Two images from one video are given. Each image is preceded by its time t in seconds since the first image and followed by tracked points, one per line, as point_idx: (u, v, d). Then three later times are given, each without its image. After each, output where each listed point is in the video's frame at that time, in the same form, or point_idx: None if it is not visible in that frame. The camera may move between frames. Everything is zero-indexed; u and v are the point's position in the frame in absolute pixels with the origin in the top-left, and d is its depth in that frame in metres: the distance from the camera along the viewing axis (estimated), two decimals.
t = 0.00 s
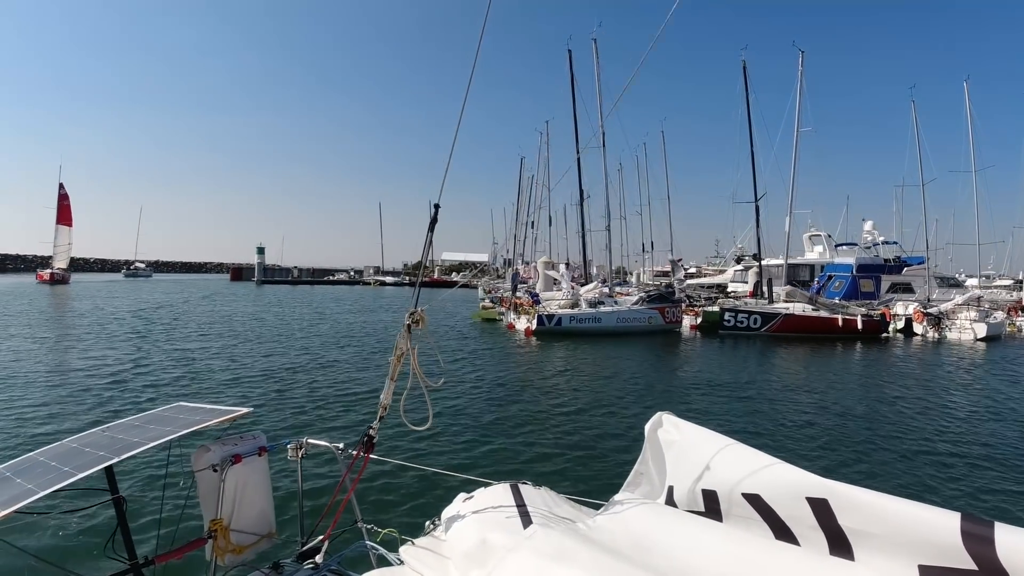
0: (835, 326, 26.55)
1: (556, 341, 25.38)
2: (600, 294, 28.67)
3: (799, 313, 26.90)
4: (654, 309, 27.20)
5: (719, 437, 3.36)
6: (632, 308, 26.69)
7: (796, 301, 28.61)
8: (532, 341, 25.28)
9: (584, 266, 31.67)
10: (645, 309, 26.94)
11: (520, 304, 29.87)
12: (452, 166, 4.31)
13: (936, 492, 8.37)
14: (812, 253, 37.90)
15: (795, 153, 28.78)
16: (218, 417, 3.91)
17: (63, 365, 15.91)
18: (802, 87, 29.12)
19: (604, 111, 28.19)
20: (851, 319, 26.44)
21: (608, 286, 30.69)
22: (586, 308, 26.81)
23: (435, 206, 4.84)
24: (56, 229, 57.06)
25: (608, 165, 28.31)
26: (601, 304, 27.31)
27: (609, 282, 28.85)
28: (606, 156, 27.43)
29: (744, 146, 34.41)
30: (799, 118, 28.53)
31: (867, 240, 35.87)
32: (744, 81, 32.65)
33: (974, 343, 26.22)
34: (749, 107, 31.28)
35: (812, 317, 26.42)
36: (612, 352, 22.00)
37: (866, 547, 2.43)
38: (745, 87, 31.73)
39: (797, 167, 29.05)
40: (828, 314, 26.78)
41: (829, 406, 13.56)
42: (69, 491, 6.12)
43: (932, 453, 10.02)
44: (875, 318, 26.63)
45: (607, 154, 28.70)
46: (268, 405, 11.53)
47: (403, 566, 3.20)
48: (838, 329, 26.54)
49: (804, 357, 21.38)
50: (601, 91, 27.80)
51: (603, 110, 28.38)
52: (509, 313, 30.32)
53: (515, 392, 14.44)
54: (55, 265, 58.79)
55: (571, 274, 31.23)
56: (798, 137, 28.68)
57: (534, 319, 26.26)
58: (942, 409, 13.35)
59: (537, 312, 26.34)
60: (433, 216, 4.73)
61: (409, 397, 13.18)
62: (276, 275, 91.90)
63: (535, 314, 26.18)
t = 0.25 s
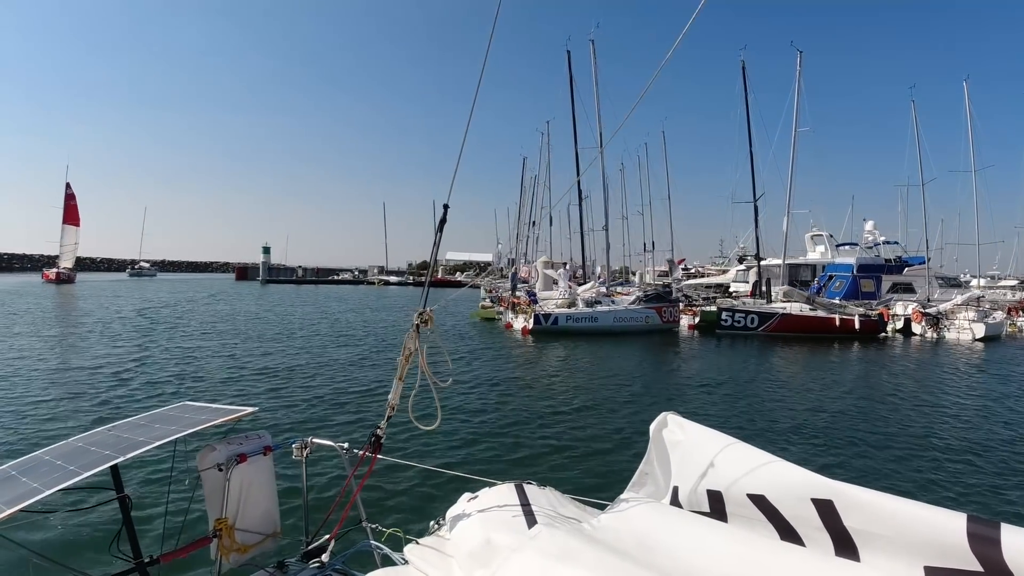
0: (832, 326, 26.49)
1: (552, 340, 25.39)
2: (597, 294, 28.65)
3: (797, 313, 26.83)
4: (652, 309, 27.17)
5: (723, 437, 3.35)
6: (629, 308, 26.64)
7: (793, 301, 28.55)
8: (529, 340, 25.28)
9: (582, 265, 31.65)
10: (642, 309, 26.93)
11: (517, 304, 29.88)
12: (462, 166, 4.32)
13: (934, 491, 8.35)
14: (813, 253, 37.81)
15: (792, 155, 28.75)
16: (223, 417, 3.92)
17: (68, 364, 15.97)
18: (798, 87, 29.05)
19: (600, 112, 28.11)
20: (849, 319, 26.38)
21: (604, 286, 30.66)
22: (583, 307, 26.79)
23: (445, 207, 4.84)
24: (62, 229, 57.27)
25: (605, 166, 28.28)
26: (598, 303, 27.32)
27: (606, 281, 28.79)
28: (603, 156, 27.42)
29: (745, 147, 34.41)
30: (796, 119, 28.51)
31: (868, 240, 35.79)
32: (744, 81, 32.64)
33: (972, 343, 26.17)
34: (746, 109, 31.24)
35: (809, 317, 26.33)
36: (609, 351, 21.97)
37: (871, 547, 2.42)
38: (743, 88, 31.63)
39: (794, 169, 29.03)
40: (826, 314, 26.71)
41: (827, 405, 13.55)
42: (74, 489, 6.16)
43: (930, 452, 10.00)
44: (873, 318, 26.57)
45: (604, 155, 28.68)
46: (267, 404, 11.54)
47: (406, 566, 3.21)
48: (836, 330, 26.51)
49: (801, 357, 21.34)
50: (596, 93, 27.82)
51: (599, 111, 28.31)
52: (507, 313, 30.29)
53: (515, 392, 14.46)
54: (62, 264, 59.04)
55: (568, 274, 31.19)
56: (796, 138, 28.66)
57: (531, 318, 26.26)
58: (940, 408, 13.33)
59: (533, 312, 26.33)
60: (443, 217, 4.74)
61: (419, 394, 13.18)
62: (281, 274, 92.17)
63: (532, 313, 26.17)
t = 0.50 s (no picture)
0: (829, 326, 26.43)
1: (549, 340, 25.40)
2: (594, 294, 28.62)
3: (795, 313, 26.80)
4: (649, 309, 27.14)
5: (728, 438, 3.35)
6: (626, 308, 26.63)
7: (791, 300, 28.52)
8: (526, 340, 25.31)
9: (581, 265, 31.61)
10: (639, 309, 26.92)
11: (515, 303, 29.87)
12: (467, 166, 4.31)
13: (931, 491, 8.33)
14: (816, 254, 37.72)
15: (792, 155, 28.74)
16: (228, 416, 3.92)
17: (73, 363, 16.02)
18: (798, 88, 29.02)
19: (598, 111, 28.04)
20: (847, 319, 26.33)
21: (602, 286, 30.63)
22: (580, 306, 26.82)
23: (449, 207, 4.84)
24: (70, 228, 57.39)
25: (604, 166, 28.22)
26: (596, 303, 27.29)
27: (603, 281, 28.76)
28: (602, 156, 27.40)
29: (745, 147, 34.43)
30: (795, 120, 28.48)
31: (870, 240, 35.70)
32: (744, 81, 32.61)
33: (971, 343, 26.11)
34: (746, 109, 31.19)
35: (807, 317, 26.29)
36: (607, 351, 21.94)
37: (875, 549, 2.42)
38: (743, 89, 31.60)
39: (793, 169, 29.02)
40: (823, 314, 26.68)
41: (825, 404, 13.53)
42: (78, 488, 6.18)
43: (929, 452, 9.97)
44: (871, 318, 26.53)
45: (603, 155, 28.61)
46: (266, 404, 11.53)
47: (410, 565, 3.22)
48: (833, 329, 26.46)
49: (800, 357, 21.31)
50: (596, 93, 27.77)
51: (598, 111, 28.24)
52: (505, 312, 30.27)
53: (515, 391, 14.47)
54: (68, 263, 59.25)
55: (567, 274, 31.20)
56: (795, 138, 28.63)
57: (528, 317, 26.31)
58: (939, 408, 13.31)
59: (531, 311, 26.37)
60: (448, 217, 4.74)
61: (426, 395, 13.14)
62: (286, 273, 92.40)
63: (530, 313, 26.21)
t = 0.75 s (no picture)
0: (829, 326, 26.31)
1: (547, 339, 25.43)
2: (593, 293, 28.59)
3: (793, 313, 26.70)
4: (648, 309, 27.11)
5: (736, 440, 3.34)
6: (624, 307, 26.62)
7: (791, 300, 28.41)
8: (524, 339, 25.36)
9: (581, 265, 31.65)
10: (638, 308, 26.90)
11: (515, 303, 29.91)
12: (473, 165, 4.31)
13: (933, 491, 8.28)
14: (821, 254, 37.56)
15: (792, 155, 28.68)
16: (235, 416, 3.94)
17: (80, 363, 16.10)
18: (798, 89, 28.96)
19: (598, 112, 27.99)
20: (846, 320, 26.13)
21: (602, 286, 30.63)
22: (579, 306, 26.91)
23: (455, 207, 4.83)
24: (80, 228, 57.77)
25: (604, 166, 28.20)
26: (595, 302, 27.26)
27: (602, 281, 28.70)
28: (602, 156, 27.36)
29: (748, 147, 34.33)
30: (796, 120, 28.41)
31: (874, 240, 35.52)
32: (745, 80, 32.56)
33: (971, 344, 25.94)
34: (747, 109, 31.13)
35: (805, 317, 26.17)
36: (605, 351, 21.90)
37: (885, 552, 2.40)
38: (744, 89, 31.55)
39: (793, 169, 28.98)
40: (822, 314, 26.56)
41: (825, 404, 13.49)
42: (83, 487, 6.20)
43: (931, 453, 9.92)
44: (871, 318, 26.40)
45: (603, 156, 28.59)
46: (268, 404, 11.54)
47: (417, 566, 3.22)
48: (833, 330, 26.33)
49: (800, 357, 21.25)
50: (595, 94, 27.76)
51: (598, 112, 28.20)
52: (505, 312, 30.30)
53: (516, 391, 14.47)
54: (77, 263, 59.66)
55: (567, 274, 31.23)
56: (795, 138, 28.57)
57: (527, 317, 26.45)
58: (940, 408, 13.24)
59: (529, 310, 26.53)
60: (454, 217, 4.73)
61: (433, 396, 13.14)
62: (292, 273, 92.83)
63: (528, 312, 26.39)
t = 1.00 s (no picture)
0: (830, 326, 26.18)
1: (546, 339, 25.45)
2: (593, 293, 28.57)
3: (794, 313, 26.58)
4: (648, 309, 27.04)
5: (745, 441, 3.32)
6: (624, 307, 26.55)
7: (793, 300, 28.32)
8: (523, 339, 25.42)
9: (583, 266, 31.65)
10: (638, 308, 26.84)
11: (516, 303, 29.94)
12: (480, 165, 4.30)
13: (935, 491, 8.23)
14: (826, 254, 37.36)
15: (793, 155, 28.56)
16: (243, 415, 3.95)
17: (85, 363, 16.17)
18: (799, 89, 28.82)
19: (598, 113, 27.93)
20: (847, 321, 26.00)
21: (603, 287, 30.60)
22: (579, 306, 26.89)
23: (462, 206, 4.82)
24: (90, 228, 58.28)
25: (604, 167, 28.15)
26: (595, 302, 27.21)
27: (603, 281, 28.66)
28: (603, 156, 27.31)
29: (751, 147, 34.29)
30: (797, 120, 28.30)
31: (879, 240, 35.30)
32: (747, 80, 32.50)
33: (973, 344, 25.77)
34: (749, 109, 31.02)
35: (805, 317, 26.04)
36: (606, 350, 21.88)
37: (895, 554, 2.39)
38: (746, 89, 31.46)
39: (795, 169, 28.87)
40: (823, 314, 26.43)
41: (827, 404, 13.44)
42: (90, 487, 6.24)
43: (934, 453, 9.86)
44: (871, 318, 26.23)
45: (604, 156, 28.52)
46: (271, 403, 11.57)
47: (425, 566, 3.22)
48: (833, 330, 26.19)
49: (801, 357, 21.17)
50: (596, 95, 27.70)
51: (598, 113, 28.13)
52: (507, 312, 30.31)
53: (518, 391, 14.47)
54: (88, 264, 60.28)
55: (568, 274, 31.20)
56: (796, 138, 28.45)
57: (527, 317, 26.50)
58: (944, 409, 13.16)
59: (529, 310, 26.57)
60: (461, 217, 4.73)
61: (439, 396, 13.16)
62: (300, 273, 93.34)
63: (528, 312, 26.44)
